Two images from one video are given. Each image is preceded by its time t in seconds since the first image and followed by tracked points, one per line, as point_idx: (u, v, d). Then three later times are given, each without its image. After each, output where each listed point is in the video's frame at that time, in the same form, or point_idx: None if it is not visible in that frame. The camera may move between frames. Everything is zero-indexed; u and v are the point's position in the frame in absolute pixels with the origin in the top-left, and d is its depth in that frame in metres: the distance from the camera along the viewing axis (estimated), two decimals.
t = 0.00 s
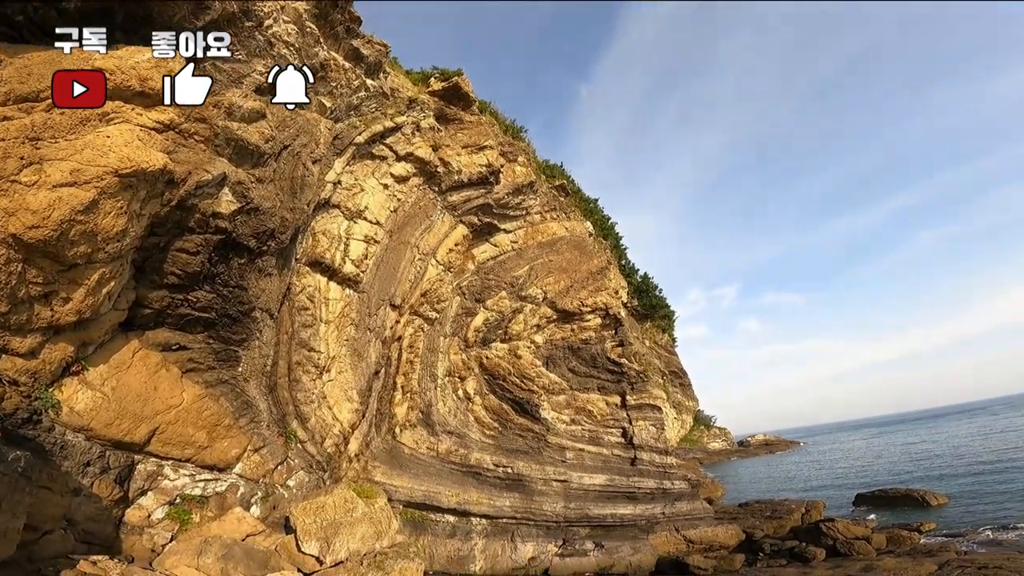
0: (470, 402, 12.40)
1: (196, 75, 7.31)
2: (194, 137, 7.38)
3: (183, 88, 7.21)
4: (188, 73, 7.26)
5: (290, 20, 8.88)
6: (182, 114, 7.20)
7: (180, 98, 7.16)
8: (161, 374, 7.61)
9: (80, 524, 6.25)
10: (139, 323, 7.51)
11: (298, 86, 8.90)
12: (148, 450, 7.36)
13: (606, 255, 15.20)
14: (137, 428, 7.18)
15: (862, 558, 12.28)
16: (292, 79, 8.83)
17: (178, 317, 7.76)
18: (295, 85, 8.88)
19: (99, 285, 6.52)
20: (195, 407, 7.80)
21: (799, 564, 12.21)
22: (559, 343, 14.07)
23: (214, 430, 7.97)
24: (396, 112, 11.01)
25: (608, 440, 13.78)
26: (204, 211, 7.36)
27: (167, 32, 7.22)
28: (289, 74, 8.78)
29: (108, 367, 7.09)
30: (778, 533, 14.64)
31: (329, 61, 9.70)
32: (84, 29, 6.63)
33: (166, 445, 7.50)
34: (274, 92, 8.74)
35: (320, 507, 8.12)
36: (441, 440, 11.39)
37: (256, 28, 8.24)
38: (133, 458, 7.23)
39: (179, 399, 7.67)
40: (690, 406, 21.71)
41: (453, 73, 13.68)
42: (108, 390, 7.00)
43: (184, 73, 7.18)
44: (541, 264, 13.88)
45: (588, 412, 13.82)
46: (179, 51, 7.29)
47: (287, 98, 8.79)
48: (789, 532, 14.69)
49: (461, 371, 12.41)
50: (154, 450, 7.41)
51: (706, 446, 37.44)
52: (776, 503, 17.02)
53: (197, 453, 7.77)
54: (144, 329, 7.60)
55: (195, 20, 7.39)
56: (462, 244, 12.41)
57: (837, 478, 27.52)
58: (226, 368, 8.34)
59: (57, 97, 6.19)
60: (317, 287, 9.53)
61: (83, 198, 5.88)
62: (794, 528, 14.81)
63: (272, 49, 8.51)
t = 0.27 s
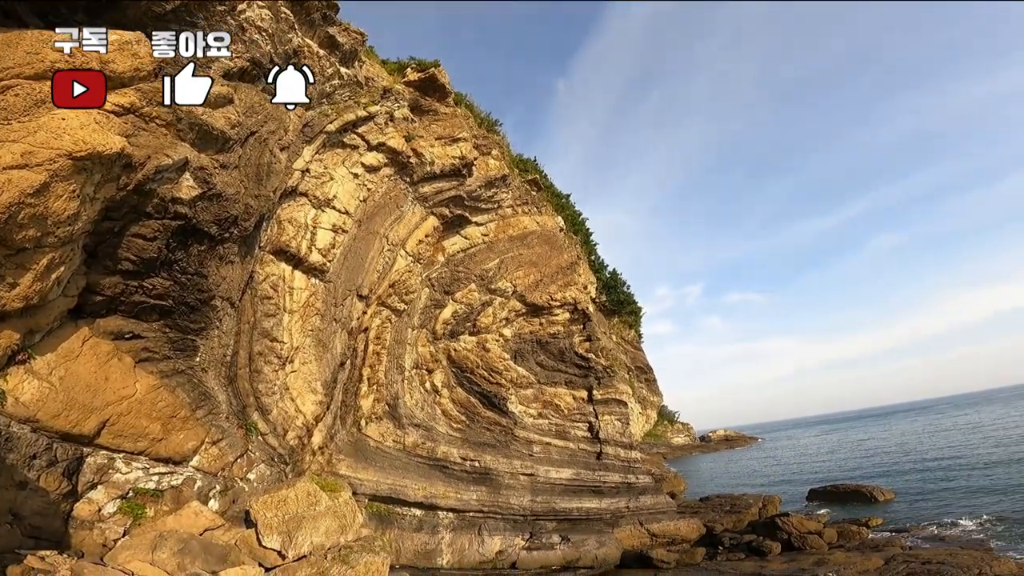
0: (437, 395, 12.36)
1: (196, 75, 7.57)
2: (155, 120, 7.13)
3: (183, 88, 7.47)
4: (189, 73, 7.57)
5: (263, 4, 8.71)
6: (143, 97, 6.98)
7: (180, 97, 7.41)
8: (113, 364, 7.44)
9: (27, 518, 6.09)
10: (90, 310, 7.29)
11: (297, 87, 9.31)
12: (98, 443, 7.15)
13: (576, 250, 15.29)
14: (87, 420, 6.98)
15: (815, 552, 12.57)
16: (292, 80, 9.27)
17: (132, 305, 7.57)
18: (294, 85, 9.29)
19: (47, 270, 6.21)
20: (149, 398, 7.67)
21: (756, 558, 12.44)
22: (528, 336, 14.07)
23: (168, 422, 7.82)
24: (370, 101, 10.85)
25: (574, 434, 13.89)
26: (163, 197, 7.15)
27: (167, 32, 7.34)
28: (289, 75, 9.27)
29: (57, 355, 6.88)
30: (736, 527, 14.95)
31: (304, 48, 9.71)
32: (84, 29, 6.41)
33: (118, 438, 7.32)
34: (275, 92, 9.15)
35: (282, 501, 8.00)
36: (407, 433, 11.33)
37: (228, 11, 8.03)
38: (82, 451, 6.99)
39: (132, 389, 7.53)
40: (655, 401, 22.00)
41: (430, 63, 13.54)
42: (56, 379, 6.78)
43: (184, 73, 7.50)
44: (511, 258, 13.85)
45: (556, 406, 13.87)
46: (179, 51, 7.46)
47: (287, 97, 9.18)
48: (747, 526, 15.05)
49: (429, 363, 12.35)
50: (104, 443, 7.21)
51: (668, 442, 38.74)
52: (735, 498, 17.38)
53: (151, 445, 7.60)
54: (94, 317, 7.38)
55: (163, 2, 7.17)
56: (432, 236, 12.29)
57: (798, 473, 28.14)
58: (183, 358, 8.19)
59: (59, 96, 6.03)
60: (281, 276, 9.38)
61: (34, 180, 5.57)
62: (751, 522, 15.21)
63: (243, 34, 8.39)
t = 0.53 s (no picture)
0: (407, 388, 12.28)
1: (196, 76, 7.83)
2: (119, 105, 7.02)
3: (183, 88, 7.67)
4: (188, 73, 7.80)
5: None
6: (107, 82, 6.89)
7: (180, 98, 7.59)
8: (65, 353, 7.19)
9: None
10: (43, 297, 7.02)
11: (297, 87, 9.65)
12: (49, 435, 6.91)
13: (549, 245, 15.33)
14: (37, 411, 6.73)
15: (774, 546, 12.80)
16: (291, 80, 9.62)
17: (87, 292, 7.31)
18: (293, 85, 9.63)
19: None
20: (103, 388, 7.44)
21: (719, 552, 12.62)
22: (499, 330, 14.04)
23: (124, 414, 7.61)
24: (345, 90, 10.70)
25: (544, 428, 13.95)
26: (124, 181, 6.92)
27: (167, 33, 7.69)
28: (288, 75, 9.62)
29: (8, 343, 6.65)
30: (700, 521, 15.23)
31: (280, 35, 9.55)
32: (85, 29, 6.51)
33: (70, 430, 7.08)
34: (275, 91, 9.47)
35: (245, 494, 7.82)
36: (376, 426, 11.24)
37: None
38: (31, 444, 6.77)
39: (86, 379, 7.29)
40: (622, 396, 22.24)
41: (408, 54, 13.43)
42: (5, 369, 6.53)
43: (184, 73, 7.74)
44: (484, 251, 13.79)
45: (526, 399, 13.89)
46: (179, 51, 7.79)
47: (287, 96, 9.51)
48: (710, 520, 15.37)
49: (399, 355, 12.25)
50: (56, 435, 6.97)
51: (635, 437, 39.27)
52: (700, 492, 17.67)
53: (106, 438, 7.39)
54: (46, 304, 7.10)
55: None
56: (404, 227, 12.15)
57: (763, 469, 28.63)
58: (141, 348, 7.96)
59: (58, 96, 6.29)
60: (247, 265, 9.15)
61: None
62: (715, 516, 15.56)
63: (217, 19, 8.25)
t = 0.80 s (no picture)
0: (374, 380, 12.16)
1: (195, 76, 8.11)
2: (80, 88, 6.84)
3: (183, 87, 8.00)
4: (188, 73, 8.10)
5: None
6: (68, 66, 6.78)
7: (181, 97, 7.93)
8: (11, 342, 6.91)
9: None
10: None
11: (297, 87, 9.95)
12: None
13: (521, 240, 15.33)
14: None
15: (733, 540, 13.05)
16: (291, 80, 9.88)
17: (35, 277, 7.05)
18: (293, 85, 9.91)
19: None
20: (51, 377, 7.18)
21: (681, 546, 12.80)
22: (468, 323, 13.99)
23: (74, 405, 7.35)
24: (319, 78, 10.52)
25: (512, 422, 13.98)
26: (79, 165, 6.69)
27: (167, 33, 8.01)
28: (289, 75, 9.88)
29: None
30: (664, 516, 15.46)
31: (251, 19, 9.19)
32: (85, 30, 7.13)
33: (17, 421, 6.78)
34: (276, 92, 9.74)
35: (203, 488, 7.65)
36: (342, 419, 11.12)
37: None
38: None
39: (33, 368, 7.02)
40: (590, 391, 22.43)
41: (385, 45, 13.28)
42: None
43: (184, 73, 8.04)
44: (455, 244, 13.71)
45: (494, 393, 13.92)
46: (179, 51, 8.12)
47: (288, 97, 9.81)
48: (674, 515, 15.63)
49: (366, 347, 12.12)
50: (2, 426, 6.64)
51: (601, 432, 39.66)
52: (664, 487, 17.94)
53: (55, 430, 7.12)
54: None
55: None
56: (375, 218, 11.96)
57: (728, 464, 29.15)
58: (92, 336, 7.72)
59: (58, 96, 6.60)
60: (209, 252, 8.92)
61: None
62: (678, 510, 15.84)
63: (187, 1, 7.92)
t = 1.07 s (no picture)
0: (341, 372, 11.99)
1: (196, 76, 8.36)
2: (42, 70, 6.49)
3: (183, 88, 8.26)
4: (188, 74, 8.34)
5: None
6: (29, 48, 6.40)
7: (180, 98, 8.23)
8: None
9: None
10: None
11: (297, 87, 10.10)
12: None
13: (494, 234, 15.26)
14: None
15: (697, 536, 13.21)
16: (291, 80, 10.05)
17: None
18: (293, 84, 10.08)
19: None
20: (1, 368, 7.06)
21: (647, 542, 12.91)
22: (439, 317, 13.90)
23: (24, 396, 7.24)
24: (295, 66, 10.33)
25: (481, 417, 13.95)
26: (36, 148, 6.52)
27: (168, 33, 8.06)
28: (288, 75, 10.04)
29: None
30: (631, 511, 15.62)
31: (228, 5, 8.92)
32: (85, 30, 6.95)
33: None
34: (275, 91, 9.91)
35: (159, 483, 7.66)
36: (308, 412, 10.98)
37: None
38: None
39: None
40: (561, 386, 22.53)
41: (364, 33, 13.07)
42: None
43: (184, 74, 8.27)
44: (427, 237, 13.59)
45: (464, 387, 13.84)
46: (179, 51, 8.22)
47: (287, 96, 9.96)
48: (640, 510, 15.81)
49: (334, 339, 11.95)
50: None
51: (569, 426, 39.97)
52: (630, 483, 18.12)
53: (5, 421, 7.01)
54: None
55: None
56: (346, 209, 11.77)
57: (695, 461, 29.53)
58: (44, 325, 7.54)
59: (58, 96, 6.58)
60: (171, 239, 8.70)
61: None
62: (644, 506, 16.03)
63: None
